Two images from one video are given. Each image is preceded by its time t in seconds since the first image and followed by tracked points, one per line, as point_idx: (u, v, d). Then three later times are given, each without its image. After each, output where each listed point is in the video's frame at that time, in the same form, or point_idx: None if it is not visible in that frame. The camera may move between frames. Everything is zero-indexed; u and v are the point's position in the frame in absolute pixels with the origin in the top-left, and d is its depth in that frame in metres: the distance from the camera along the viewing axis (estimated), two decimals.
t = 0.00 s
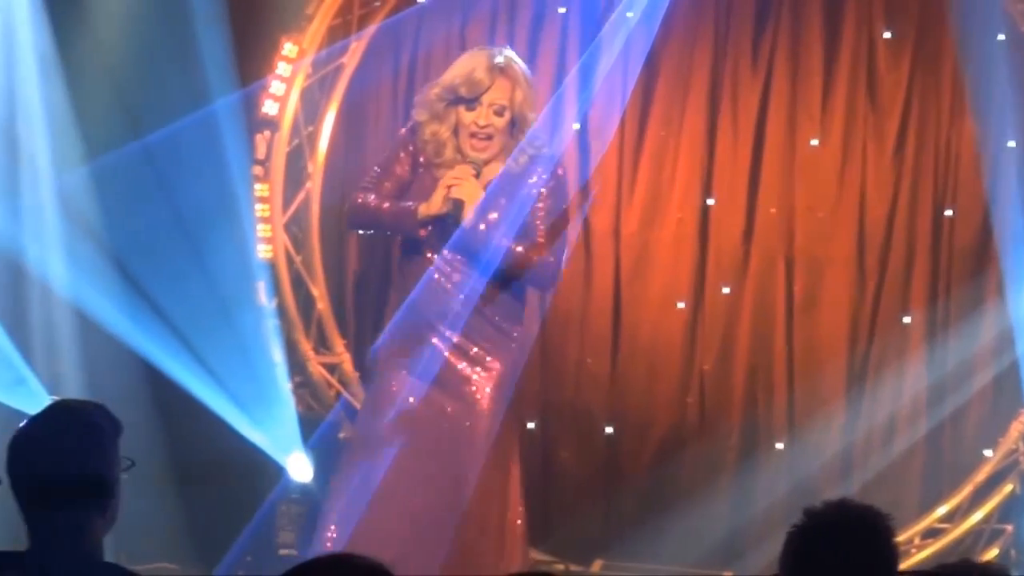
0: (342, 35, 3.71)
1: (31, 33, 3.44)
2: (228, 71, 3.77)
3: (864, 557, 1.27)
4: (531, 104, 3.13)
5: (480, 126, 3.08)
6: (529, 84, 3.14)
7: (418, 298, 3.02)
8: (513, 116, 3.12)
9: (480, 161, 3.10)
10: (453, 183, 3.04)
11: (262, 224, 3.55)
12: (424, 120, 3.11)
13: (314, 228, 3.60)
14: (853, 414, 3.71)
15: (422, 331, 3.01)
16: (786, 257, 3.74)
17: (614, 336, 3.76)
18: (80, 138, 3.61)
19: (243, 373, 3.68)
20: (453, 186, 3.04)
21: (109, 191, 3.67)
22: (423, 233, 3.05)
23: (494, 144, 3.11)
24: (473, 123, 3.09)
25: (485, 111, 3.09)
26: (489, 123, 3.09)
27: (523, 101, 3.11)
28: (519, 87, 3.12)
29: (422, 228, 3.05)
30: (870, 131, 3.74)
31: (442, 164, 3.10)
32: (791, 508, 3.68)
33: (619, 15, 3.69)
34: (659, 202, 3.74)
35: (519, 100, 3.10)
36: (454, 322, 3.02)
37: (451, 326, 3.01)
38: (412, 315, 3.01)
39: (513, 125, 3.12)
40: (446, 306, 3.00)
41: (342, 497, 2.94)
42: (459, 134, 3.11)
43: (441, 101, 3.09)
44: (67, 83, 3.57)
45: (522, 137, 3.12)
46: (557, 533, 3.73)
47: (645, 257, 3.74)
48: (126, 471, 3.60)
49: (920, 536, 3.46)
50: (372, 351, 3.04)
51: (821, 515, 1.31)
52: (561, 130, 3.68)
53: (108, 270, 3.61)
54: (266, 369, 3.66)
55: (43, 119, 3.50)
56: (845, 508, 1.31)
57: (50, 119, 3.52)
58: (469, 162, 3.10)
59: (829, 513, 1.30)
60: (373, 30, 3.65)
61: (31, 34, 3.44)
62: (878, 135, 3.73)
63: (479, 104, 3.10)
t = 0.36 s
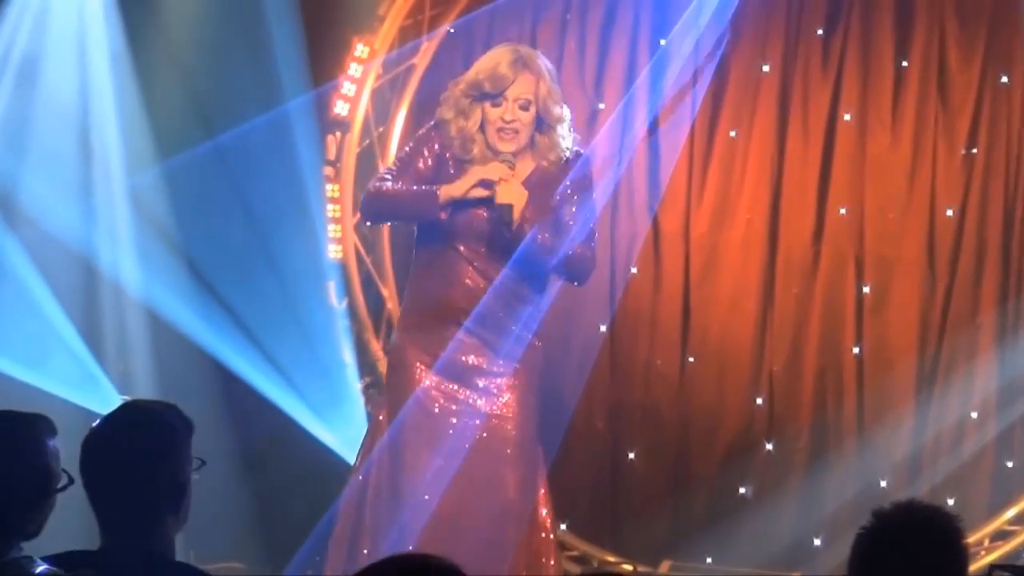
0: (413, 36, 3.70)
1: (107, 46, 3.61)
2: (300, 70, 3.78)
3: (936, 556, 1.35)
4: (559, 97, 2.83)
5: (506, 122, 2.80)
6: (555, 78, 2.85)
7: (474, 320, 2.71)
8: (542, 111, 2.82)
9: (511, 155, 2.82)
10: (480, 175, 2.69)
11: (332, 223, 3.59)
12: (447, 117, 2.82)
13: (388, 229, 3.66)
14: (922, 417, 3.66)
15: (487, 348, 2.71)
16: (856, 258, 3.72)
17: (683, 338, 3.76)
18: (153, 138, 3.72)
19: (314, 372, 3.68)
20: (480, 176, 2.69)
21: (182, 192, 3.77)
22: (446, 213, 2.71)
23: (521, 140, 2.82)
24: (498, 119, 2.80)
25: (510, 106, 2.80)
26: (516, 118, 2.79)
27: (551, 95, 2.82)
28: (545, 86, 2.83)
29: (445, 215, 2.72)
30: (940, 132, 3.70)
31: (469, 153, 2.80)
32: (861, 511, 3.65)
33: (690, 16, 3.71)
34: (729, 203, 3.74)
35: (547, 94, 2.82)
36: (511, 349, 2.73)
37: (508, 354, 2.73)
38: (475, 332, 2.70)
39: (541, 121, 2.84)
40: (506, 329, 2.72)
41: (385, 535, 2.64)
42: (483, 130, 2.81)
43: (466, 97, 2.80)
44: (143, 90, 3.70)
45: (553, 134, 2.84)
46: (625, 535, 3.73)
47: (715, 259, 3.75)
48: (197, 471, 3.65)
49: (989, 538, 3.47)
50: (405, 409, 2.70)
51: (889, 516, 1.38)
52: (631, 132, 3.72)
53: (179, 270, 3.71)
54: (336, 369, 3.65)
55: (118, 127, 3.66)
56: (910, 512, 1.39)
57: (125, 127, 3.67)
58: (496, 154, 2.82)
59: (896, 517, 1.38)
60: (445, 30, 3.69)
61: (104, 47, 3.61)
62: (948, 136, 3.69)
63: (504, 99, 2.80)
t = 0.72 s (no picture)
0: (446, 38, 3.70)
1: (140, 50, 3.63)
2: (333, 72, 3.81)
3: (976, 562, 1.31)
4: (570, 91, 2.81)
5: (521, 119, 2.76)
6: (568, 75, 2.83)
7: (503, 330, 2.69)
8: (556, 106, 2.79)
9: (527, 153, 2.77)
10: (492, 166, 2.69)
11: (366, 226, 3.63)
12: (461, 116, 2.78)
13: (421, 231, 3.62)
14: (954, 420, 3.63)
15: (518, 356, 2.71)
16: (889, 260, 3.69)
17: (716, 339, 3.75)
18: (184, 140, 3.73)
19: (346, 374, 3.71)
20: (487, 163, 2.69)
21: (217, 194, 3.80)
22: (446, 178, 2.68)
23: (536, 137, 2.77)
24: (514, 117, 2.76)
25: (525, 103, 2.76)
26: (531, 115, 2.76)
27: (565, 90, 2.80)
28: (558, 82, 2.80)
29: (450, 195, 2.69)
30: (973, 135, 3.67)
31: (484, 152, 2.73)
32: (893, 514, 3.63)
33: (723, 18, 3.73)
34: (762, 207, 3.74)
35: (562, 89, 2.79)
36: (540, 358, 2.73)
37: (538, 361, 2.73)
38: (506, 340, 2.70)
39: (555, 117, 2.80)
40: (536, 336, 2.72)
41: (421, 533, 2.61)
42: (497, 128, 2.78)
43: (480, 94, 2.76)
44: (176, 95, 3.72)
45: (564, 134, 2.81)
46: (657, 536, 3.72)
47: (747, 261, 3.74)
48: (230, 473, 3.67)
49: None
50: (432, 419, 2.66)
51: (925, 518, 1.35)
52: (663, 134, 3.74)
53: (213, 273, 3.76)
54: (369, 371, 3.68)
55: (152, 131, 3.68)
56: (946, 515, 1.36)
57: (159, 131, 3.69)
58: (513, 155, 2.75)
59: (932, 521, 1.34)
60: (477, 33, 3.70)
61: (137, 51, 3.62)
62: (981, 139, 3.66)
63: (518, 96, 2.77)
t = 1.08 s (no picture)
0: (471, 41, 3.72)
1: (165, 52, 3.64)
2: (360, 77, 3.86)
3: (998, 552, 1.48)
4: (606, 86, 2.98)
5: (564, 113, 2.93)
6: (600, 70, 3.00)
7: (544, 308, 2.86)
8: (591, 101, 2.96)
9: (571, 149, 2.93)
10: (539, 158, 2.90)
11: (390, 230, 3.58)
12: (504, 117, 2.98)
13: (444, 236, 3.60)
14: (979, 423, 3.58)
15: (558, 331, 2.86)
16: (914, 263, 3.68)
17: (740, 343, 3.77)
18: (213, 144, 3.80)
19: (371, 377, 3.77)
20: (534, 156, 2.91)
21: (242, 198, 3.87)
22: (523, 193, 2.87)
23: (577, 132, 2.93)
24: (555, 111, 2.93)
25: (564, 97, 2.93)
26: (569, 108, 2.93)
27: (599, 84, 2.97)
28: (591, 79, 2.96)
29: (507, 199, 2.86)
30: (999, 137, 3.62)
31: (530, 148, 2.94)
32: (918, 519, 3.58)
33: (748, 21, 3.76)
34: (787, 209, 3.76)
35: (595, 83, 2.96)
36: (581, 334, 2.86)
37: (580, 336, 2.85)
38: (546, 318, 2.86)
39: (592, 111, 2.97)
40: (578, 314, 2.88)
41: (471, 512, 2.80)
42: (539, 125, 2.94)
43: (519, 91, 2.98)
44: (201, 99, 3.76)
45: (603, 123, 2.98)
46: (682, 540, 3.72)
47: (772, 263, 3.76)
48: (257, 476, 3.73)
49: None
50: (473, 397, 2.86)
51: (945, 521, 1.53)
52: (688, 138, 3.77)
53: (239, 276, 3.82)
54: (393, 375, 3.72)
55: (177, 134, 3.70)
56: (966, 517, 1.53)
57: (184, 135, 3.73)
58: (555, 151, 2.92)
59: (954, 525, 1.51)
60: (502, 36, 3.73)
61: (162, 53, 3.63)
62: (1007, 142, 3.61)
63: (555, 90, 2.94)
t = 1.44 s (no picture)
0: (487, 44, 3.71)
1: (181, 55, 3.64)
2: (375, 79, 3.84)
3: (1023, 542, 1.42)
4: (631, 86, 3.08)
5: (592, 115, 3.04)
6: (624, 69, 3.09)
7: (568, 301, 2.95)
8: (619, 101, 3.06)
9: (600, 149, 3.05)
10: (577, 178, 3.01)
11: (406, 232, 3.58)
12: (538, 124, 3.07)
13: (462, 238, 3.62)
14: (997, 424, 3.58)
15: (581, 327, 2.94)
16: (931, 264, 3.68)
17: (757, 344, 3.76)
18: (227, 145, 3.79)
19: (389, 380, 3.77)
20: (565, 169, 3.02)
21: (258, 202, 3.85)
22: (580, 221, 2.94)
23: (607, 132, 3.06)
24: (584, 115, 3.04)
25: (591, 99, 3.04)
26: (598, 110, 3.04)
27: (624, 84, 3.07)
28: (615, 79, 3.06)
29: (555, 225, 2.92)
30: (1016, 138, 3.65)
31: (565, 156, 3.04)
32: (935, 520, 3.60)
33: (764, 24, 3.76)
34: (804, 211, 3.76)
35: (622, 83, 3.06)
36: (600, 332, 2.94)
37: (599, 335, 2.94)
38: (568, 313, 2.94)
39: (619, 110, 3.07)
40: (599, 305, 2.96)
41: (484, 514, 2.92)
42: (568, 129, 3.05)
43: (547, 97, 3.07)
44: (217, 103, 3.76)
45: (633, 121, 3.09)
46: (698, 544, 3.69)
47: (789, 266, 3.76)
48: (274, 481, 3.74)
49: None
50: (505, 383, 2.99)
51: (967, 524, 1.44)
52: (704, 139, 3.77)
53: (256, 279, 3.82)
54: (410, 377, 3.72)
55: (194, 136, 3.71)
56: (988, 520, 1.45)
57: (200, 138, 3.74)
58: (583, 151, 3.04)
59: (976, 527, 1.43)
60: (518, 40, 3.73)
61: (178, 57, 3.64)
62: None
63: (582, 92, 3.05)
